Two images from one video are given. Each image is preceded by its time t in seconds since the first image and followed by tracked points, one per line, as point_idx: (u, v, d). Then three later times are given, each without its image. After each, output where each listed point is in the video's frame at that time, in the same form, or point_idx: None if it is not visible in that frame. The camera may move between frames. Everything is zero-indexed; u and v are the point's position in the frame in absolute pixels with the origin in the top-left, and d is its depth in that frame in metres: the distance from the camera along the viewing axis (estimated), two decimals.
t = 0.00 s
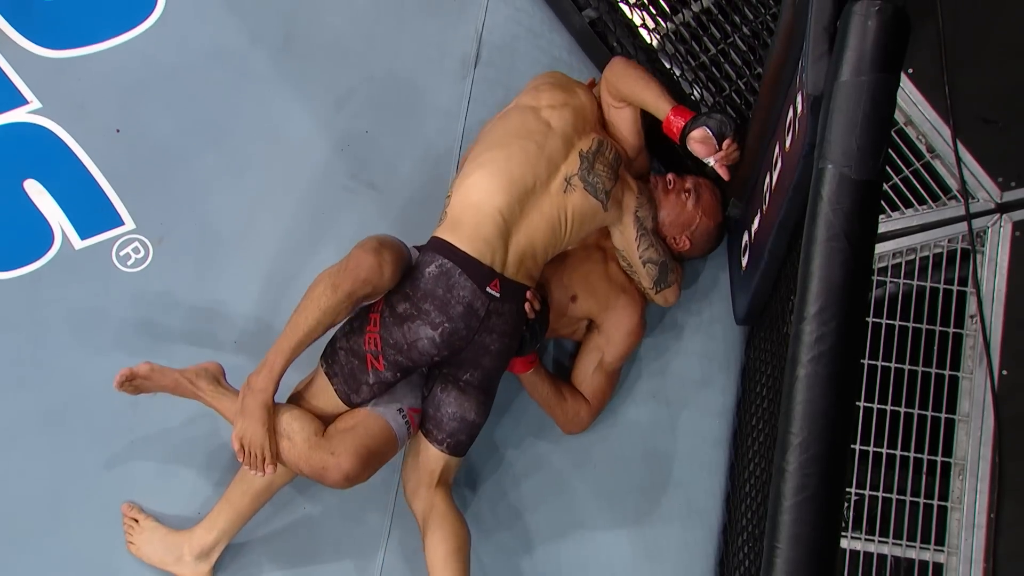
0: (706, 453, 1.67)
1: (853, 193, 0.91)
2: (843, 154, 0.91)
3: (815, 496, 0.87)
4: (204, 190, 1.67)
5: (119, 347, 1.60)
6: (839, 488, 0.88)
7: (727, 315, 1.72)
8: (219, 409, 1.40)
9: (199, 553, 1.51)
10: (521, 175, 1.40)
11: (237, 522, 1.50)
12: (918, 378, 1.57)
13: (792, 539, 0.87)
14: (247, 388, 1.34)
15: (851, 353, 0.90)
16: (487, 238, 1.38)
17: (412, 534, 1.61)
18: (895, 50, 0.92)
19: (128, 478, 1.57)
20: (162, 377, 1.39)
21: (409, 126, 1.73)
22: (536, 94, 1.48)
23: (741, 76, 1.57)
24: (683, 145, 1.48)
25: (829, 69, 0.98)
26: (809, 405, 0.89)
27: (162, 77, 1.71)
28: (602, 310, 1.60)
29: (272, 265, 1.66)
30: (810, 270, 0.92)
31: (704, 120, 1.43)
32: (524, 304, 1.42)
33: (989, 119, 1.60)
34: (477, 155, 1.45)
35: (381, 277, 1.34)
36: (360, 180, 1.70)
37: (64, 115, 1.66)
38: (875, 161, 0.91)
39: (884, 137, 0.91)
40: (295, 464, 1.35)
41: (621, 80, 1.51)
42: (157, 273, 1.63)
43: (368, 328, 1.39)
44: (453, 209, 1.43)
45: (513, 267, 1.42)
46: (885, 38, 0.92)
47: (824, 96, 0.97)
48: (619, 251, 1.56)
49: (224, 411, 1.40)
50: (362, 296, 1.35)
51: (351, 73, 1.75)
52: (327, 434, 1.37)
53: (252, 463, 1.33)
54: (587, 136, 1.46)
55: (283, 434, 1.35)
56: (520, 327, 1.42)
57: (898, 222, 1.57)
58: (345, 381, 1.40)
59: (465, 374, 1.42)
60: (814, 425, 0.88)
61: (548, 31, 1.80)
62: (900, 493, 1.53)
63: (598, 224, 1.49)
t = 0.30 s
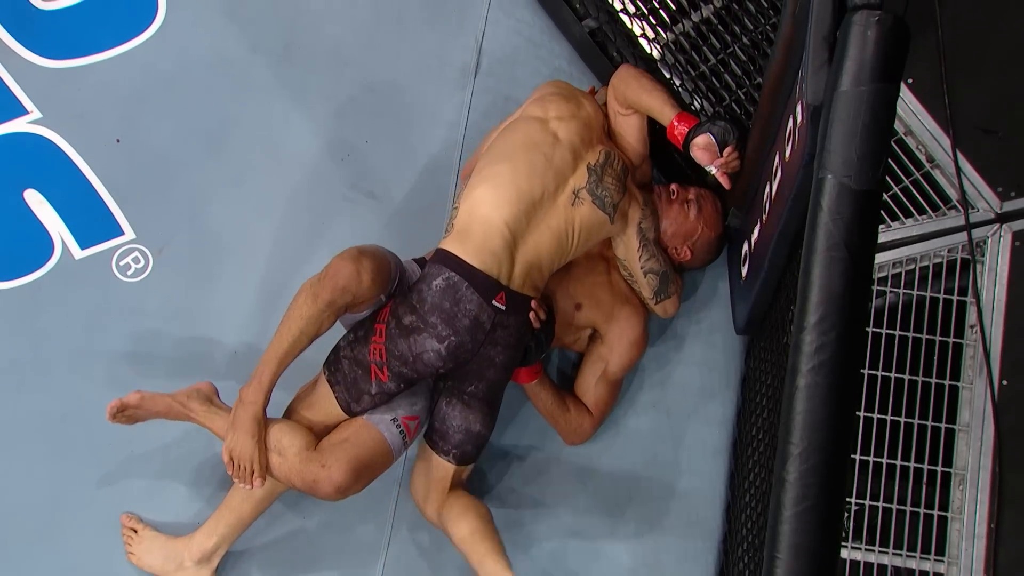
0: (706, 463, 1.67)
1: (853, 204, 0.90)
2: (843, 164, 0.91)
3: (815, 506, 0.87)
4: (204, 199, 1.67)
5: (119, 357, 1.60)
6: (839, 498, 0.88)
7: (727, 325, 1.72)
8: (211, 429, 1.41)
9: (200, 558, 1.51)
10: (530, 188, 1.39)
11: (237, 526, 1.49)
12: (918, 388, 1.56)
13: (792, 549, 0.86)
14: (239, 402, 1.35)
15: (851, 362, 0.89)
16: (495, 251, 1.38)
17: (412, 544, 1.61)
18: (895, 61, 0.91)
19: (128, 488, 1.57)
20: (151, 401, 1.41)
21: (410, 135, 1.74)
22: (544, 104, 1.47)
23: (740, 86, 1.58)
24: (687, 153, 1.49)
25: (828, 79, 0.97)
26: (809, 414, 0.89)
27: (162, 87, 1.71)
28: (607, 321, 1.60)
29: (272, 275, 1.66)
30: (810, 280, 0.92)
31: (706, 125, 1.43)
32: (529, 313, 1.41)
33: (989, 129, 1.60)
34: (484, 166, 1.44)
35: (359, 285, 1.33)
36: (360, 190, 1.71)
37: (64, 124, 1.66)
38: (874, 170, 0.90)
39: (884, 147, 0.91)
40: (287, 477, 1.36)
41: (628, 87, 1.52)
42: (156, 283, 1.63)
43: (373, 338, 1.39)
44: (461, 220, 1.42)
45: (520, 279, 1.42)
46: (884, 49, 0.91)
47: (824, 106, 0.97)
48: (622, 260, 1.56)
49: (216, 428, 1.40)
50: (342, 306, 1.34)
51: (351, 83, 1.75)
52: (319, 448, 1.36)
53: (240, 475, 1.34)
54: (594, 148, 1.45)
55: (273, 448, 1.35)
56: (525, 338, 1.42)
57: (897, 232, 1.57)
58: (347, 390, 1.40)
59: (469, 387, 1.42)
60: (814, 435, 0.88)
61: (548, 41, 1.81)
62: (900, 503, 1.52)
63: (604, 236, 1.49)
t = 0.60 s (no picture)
0: (707, 466, 1.67)
1: (853, 207, 0.90)
2: (843, 167, 0.91)
3: (815, 509, 0.87)
4: (204, 202, 1.67)
5: (119, 360, 1.60)
6: (839, 501, 0.88)
7: (728, 328, 1.72)
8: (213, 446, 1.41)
9: (201, 560, 1.51)
10: (538, 197, 1.39)
11: (240, 529, 1.49)
12: (918, 391, 1.56)
13: (792, 552, 0.86)
14: (239, 419, 1.36)
15: (851, 365, 0.89)
16: (504, 263, 1.38)
17: (412, 547, 1.61)
18: (894, 64, 0.92)
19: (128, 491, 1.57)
20: (152, 420, 1.41)
21: (410, 139, 1.74)
22: (547, 115, 1.48)
23: (740, 89, 1.57)
24: (687, 157, 1.50)
25: (828, 82, 0.97)
26: (809, 418, 0.89)
27: (162, 89, 1.71)
28: (614, 325, 1.60)
29: (272, 277, 1.66)
30: (809, 283, 0.92)
31: (705, 132, 1.45)
32: (535, 321, 1.42)
33: (989, 132, 1.60)
34: (490, 177, 1.43)
35: (360, 305, 1.33)
36: (360, 193, 1.71)
37: (64, 127, 1.67)
38: (874, 174, 0.90)
39: (884, 150, 0.91)
40: (289, 493, 1.36)
41: (625, 92, 1.53)
42: (156, 286, 1.63)
43: (381, 351, 1.38)
44: (467, 231, 1.42)
45: (530, 288, 1.41)
46: (883, 51, 0.91)
47: (824, 109, 0.97)
48: (626, 264, 1.57)
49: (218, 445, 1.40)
50: (342, 327, 1.34)
51: (351, 87, 1.75)
52: (319, 462, 1.36)
53: (241, 490, 1.34)
54: (599, 157, 1.46)
55: (274, 464, 1.36)
56: (532, 348, 1.42)
57: (897, 235, 1.57)
58: (353, 401, 1.40)
59: (477, 399, 1.42)
60: (814, 438, 0.88)
61: (548, 44, 1.81)
62: (900, 506, 1.52)
63: (612, 243, 1.49)
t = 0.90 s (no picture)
0: (706, 466, 1.67)
1: (853, 207, 0.90)
2: (842, 168, 0.91)
3: (815, 510, 0.87)
4: (204, 202, 1.67)
5: (119, 360, 1.60)
6: (839, 502, 0.88)
7: (727, 329, 1.72)
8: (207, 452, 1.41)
9: (199, 563, 1.51)
10: (538, 202, 1.39)
11: (238, 533, 1.49)
12: (918, 391, 1.56)
13: (792, 552, 0.86)
14: (233, 422, 1.36)
15: (850, 366, 0.89)
16: (505, 267, 1.38)
17: (412, 547, 1.62)
18: (895, 64, 0.91)
19: (128, 491, 1.57)
20: (149, 428, 1.41)
21: (409, 139, 1.74)
22: (546, 119, 1.48)
23: (741, 89, 1.57)
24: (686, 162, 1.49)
25: (828, 82, 0.97)
26: (809, 418, 0.89)
27: (162, 90, 1.71)
28: (617, 326, 1.60)
29: (272, 277, 1.66)
30: (809, 284, 0.91)
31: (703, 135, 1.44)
32: (535, 325, 1.41)
33: (989, 133, 1.60)
34: (489, 181, 1.43)
35: (355, 310, 1.34)
36: (360, 193, 1.71)
37: (64, 128, 1.67)
38: (874, 174, 0.90)
39: (884, 150, 0.91)
40: (287, 496, 1.36)
41: (620, 97, 1.53)
42: (156, 286, 1.63)
43: (380, 356, 1.38)
44: (467, 234, 1.41)
45: (530, 292, 1.41)
46: (884, 52, 0.91)
47: (824, 109, 0.97)
48: (627, 266, 1.57)
49: (213, 451, 1.39)
50: (337, 330, 1.35)
51: (351, 87, 1.75)
52: (316, 465, 1.37)
53: (238, 493, 1.34)
54: (599, 161, 1.46)
55: (271, 468, 1.36)
56: (531, 352, 1.42)
57: (897, 235, 1.57)
58: (353, 407, 1.40)
59: (476, 403, 1.42)
60: (814, 439, 0.88)
61: (548, 44, 1.81)
62: (900, 507, 1.52)
63: (613, 245, 1.49)
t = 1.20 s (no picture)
0: (707, 466, 1.67)
1: (853, 207, 0.90)
2: (842, 168, 0.91)
3: (815, 509, 0.87)
4: (204, 202, 1.67)
5: (119, 360, 1.60)
6: (839, 501, 0.88)
7: (728, 329, 1.72)
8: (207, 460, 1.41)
9: (197, 566, 1.51)
10: (536, 205, 1.39)
11: (238, 536, 1.50)
12: (918, 391, 1.56)
13: (792, 552, 0.86)
14: (234, 425, 1.36)
15: (851, 366, 0.89)
16: (503, 271, 1.38)
17: (412, 547, 1.62)
18: (894, 64, 0.91)
19: (128, 491, 1.57)
20: (146, 437, 1.41)
21: (409, 140, 1.74)
22: (541, 123, 1.48)
23: (740, 89, 1.57)
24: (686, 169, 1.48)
25: (828, 82, 0.97)
26: (809, 418, 0.89)
27: (161, 90, 1.71)
28: (621, 328, 1.60)
29: (272, 277, 1.66)
30: (809, 284, 0.91)
31: (703, 141, 1.42)
32: (535, 328, 1.42)
33: (989, 133, 1.60)
34: (487, 186, 1.44)
35: (357, 313, 1.34)
36: (360, 193, 1.71)
37: (64, 128, 1.67)
38: (874, 174, 0.90)
39: (884, 150, 0.91)
40: (288, 503, 1.36)
41: (615, 102, 1.53)
42: (156, 286, 1.63)
43: (380, 362, 1.38)
44: (466, 240, 1.42)
45: (530, 295, 1.42)
46: (883, 52, 0.91)
47: (823, 109, 0.97)
48: (628, 266, 1.57)
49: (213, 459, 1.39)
50: (338, 334, 1.35)
51: (351, 87, 1.75)
52: (316, 471, 1.36)
53: (237, 499, 1.34)
54: (597, 163, 1.47)
55: (271, 475, 1.36)
56: (532, 355, 1.42)
57: (897, 235, 1.57)
58: (354, 412, 1.40)
59: (477, 408, 1.42)
60: (814, 438, 0.88)
61: (548, 44, 1.81)
62: (900, 506, 1.52)
63: (614, 246, 1.49)
